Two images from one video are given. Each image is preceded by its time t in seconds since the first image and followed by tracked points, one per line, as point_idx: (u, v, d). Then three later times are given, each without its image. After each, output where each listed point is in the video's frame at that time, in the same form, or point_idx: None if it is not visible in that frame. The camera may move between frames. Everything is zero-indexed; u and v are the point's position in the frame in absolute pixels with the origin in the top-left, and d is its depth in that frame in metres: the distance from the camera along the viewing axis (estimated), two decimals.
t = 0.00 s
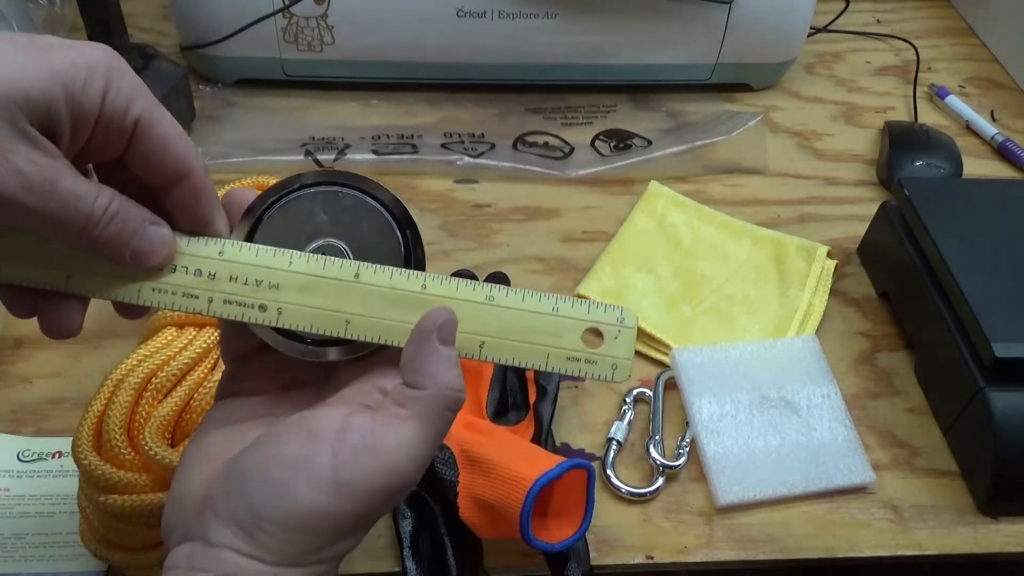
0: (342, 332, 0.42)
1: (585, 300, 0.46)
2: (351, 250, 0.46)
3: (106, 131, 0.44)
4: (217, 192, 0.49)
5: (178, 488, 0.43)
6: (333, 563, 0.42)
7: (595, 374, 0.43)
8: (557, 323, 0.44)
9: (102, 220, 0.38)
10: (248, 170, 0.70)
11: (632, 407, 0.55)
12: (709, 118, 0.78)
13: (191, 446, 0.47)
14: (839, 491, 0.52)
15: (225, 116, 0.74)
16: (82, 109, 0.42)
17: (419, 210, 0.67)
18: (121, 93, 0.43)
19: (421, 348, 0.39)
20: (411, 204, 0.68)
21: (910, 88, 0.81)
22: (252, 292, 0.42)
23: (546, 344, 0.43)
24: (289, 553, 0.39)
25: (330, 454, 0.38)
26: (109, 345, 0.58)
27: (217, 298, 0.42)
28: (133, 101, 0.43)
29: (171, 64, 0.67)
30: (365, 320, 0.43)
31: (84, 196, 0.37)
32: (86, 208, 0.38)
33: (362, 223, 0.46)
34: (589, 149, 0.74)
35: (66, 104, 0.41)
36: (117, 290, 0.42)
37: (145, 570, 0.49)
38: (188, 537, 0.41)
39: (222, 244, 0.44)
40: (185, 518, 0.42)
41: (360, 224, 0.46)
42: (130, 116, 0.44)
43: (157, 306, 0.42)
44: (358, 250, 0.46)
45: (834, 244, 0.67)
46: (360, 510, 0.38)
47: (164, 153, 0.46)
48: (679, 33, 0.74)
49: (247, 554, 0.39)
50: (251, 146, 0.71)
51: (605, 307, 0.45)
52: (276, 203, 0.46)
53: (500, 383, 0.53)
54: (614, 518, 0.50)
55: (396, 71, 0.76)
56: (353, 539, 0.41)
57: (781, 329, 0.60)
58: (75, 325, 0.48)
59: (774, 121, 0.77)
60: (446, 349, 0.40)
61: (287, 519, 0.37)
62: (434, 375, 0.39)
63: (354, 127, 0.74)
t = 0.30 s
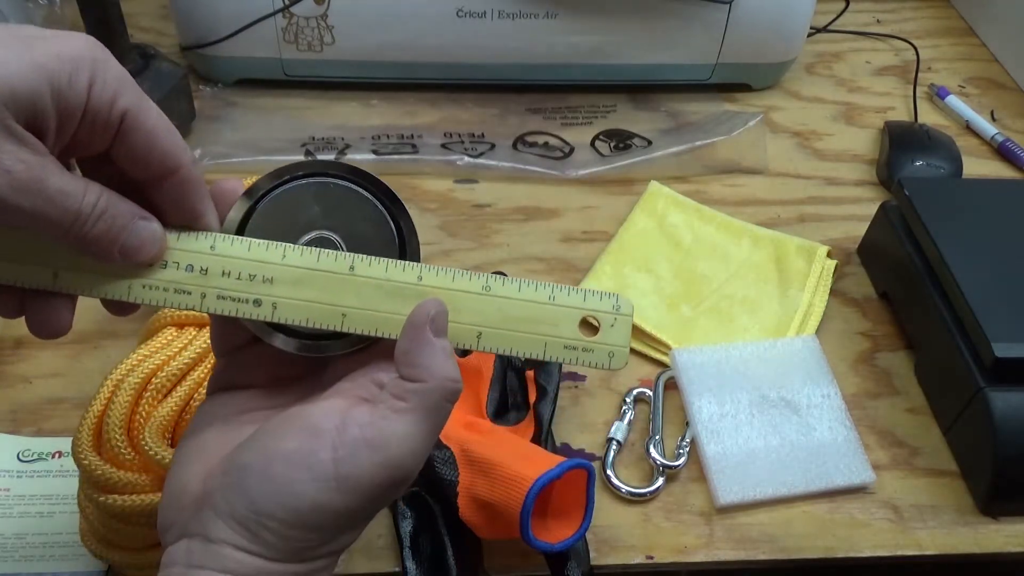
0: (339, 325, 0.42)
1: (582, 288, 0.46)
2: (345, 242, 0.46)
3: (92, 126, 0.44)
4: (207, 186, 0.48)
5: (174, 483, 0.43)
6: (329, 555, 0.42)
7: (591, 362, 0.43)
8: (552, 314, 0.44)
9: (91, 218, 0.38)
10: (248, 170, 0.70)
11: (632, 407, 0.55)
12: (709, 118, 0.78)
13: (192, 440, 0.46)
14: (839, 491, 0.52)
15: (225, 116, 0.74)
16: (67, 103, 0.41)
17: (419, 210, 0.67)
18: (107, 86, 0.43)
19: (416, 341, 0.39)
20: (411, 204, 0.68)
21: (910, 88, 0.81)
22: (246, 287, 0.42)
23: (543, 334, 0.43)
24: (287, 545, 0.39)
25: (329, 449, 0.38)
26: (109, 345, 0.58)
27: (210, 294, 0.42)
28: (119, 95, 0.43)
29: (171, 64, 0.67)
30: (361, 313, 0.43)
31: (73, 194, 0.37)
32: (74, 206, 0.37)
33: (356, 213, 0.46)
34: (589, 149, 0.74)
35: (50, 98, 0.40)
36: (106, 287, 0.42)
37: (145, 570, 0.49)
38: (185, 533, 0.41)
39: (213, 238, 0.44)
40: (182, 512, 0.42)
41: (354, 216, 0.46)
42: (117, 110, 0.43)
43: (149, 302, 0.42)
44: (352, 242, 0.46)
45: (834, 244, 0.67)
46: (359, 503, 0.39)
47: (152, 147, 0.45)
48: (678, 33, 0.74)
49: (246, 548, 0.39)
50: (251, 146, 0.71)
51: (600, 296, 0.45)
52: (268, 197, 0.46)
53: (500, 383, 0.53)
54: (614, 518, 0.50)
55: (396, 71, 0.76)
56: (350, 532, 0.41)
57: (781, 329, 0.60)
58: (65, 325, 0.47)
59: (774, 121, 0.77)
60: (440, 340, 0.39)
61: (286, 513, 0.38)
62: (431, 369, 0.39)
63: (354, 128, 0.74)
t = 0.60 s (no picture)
0: (332, 330, 0.43)
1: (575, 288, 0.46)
2: (336, 247, 0.46)
3: (79, 135, 0.43)
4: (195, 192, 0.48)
5: (169, 491, 0.43)
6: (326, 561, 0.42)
7: (586, 363, 0.43)
8: (546, 315, 0.44)
9: (80, 229, 0.38)
10: (248, 170, 0.70)
11: (632, 407, 0.55)
12: (709, 118, 0.78)
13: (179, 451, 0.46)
14: (839, 491, 0.52)
15: (225, 116, 0.74)
16: (53, 112, 0.41)
17: (419, 210, 0.67)
18: (93, 94, 0.42)
19: (406, 345, 0.39)
20: (411, 204, 0.68)
21: (910, 88, 0.81)
22: (238, 294, 0.43)
23: (539, 335, 0.43)
24: (282, 553, 0.39)
25: (324, 454, 0.38)
26: (109, 345, 0.58)
27: (202, 301, 0.42)
28: (106, 102, 0.43)
29: (171, 64, 0.67)
30: (355, 317, 0.43)
31: (61, 205, 0.37)
32: (63, 217, 0.37)
33: (348, 218, 0.46)
34: (589, 149, 0.73)
35: (37, 107, 0.40)
36: (97, 296, 0.42)
37: (145, 570, 0.48)
38: (179, 543, 0.41)
39: (203, 245, 0.44)
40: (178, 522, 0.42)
41: (346, 220, 0.46)
42: (104, 117, 0.43)
43: (139, 311, 0.42)
44: (345, 246, 0.46)
45: (834, 244, 0.67)
46: (353, 509, 0.39)
47: (139, 154, 0.45)
48: (678, 33, 0.74)
49: (241, 557, 0.39)
50: (252, 146, 0.71)
51: (594, 296, 0.45)
52: (259, 202, 0.46)
53: (500, 383, 0.53)
54: (614, 518, 0.50)
55: (396, 71, 0.76)
56: (344, 539, 0.41)
57: (781, 329, 0.60)
58: (55, 334, 0.47)
59: (774, 121, 0.77)
60: (430, 343, 0.40)
61: (282, 519, 0.38)
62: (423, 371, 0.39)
63: (354, 128, 0.74)
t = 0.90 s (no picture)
0: (328, 332, 0.43)
1: (572, 287, 0.46)
2: (331, 248, 0.46)
3: (67, 138, 0.43)
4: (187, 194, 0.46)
5: (165, 494, 0.43)
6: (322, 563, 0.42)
7: (584, 362, 0.43)
8: (543, 314, 0.44)
9: (69, 233, 0.38)
10: (249, 170, 0.70)
11: (632, 407, 0.55)
12: (709, 118, 0.78)
13: (177, 453, 0.46)
14: (839, 491, 0.52)
15: (225, 116, 0.74)
16: (40, 115, 0.41)
17: (419, 210, 0.67)
18: (81, 96, 0.42)
19: (398, 348, 0.39)
20: (411, 204, 0.68)
21: (910, 88, 0.81)
22: (231, 297, 0.43)
23: (536, 334, 0.43)
24: (277, 557, 0.39)
25: (320, 459, 0.38)
26: (109, 345, 0.58)
27: (195, 305, 0.43)
28: (94, 104, 0.42)
29: (171, 64, 0.67)
30: (350, 319, 0.43)
31: (51, 210, 0.37)
32: (52, 222, 0.37)
33: (343, 219, 0.46)
34: (589, 149, 0.73)
35: (23, 110, 0.40)
36: (89, 301, 0.42)
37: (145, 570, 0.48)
38: (174, 550, 0.41)
39: (195, 248, 0.44)
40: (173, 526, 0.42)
41: (341, 221, 0.46)
42: (91, 120, 0.43)
43: (132, 316, 0.42)
44: (339, 247, 0.46)
45: (834, 244, 0.67)
46: (348, 515, 0.39)
47: (128, 157, 0.44)
48: (678, 33, 0.74)
49: (237, 562, 0.39)
50: (252, 146, 0.71)
51: (592, 294, 0.45)
52: (253, 204, 0.46)
53: (500, 383, 0.53)
54: (614, 518, 0.50)
55: (395, 71, 0.76)
56: (339, 543, 0.41)
57: (781, 329, 0.60)
58: (47, 340, 0.46)
59: (774, 121, 0.77)
60: (424, 346, 0.40)
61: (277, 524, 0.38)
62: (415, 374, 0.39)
63: (354, 128, 0.74)
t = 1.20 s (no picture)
0: (316, 334, 0.43)
1: (561, 287, 0.46)
2: (318, 248, 0.46)
3: (52, 140, 0.43)
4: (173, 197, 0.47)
5: (154, 498, 0.43)
6: (312, 565, 0.42)
7: (574, 363, 0.43)
8: (533, 315, 0.44)
9: (54, 236, 0.38)
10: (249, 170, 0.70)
11: (632, 407, 0.55)
12: (709, 117, 0.78)
13: (174, 453, 0.46)
14: (839, 491, 0.52)
15: (225, 116, 0.74)
16: (24, 117, 0.41)
17: (419, 210, 0.67)
18: (65, 98, 0.42)
19: (388, 348, 0.39)
20: (411, 205, 0.68)
21: (910, 88, 0.81)
22: (219, 300, 0.43)
23: (526, 335, 0.43)
24: (265, 559, 0.39)
25: (308, 460, 0.38)
26: (109, 345, 0.58)
27: (182, 307, 0.43)
28: (79, 106, 0.42)
29: (171, 64, 0.67)
30: (338, 321, 0.43)
31: (35, 213, 0.37)
32: (37, 225, 0.37)
33: (329, 221, 0.47)
34: (589, 149, 0.73)
35: (7, 113, 0.40)
36: (76, 304, 0.42)
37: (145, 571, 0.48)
38: (163, 554, 0.41)
39: (181, 250, 0.44)
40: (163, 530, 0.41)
41: (327, 222, 0.47)
42: (76, 121, 0.43)
43: (118, 319, 0.42)
44: (325, 247, 0.47)
45: (834, 244, 0.67)
46: (336, 515, 0.39)
47: (113, 160, 0.44)
48: (678, 33, 0.74)
49: (225, 564, 0.39)
50: (252, 146, 0.71)
51: (582, 294, 0.45)
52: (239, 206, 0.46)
53: (500, 383, 0.53)
54: (614, 518, 0.50)
55: (396, 71, 0.76)
56: (329, 544, 0.41)
57: (780, 329, 0.60)
58: (33, 343, 0.47)
59: (774, 121, 0.77)
60: (413, 345, 0.40)
61: (266, 526, 0.38)
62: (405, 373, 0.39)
63: (354, 128, 0.74)
